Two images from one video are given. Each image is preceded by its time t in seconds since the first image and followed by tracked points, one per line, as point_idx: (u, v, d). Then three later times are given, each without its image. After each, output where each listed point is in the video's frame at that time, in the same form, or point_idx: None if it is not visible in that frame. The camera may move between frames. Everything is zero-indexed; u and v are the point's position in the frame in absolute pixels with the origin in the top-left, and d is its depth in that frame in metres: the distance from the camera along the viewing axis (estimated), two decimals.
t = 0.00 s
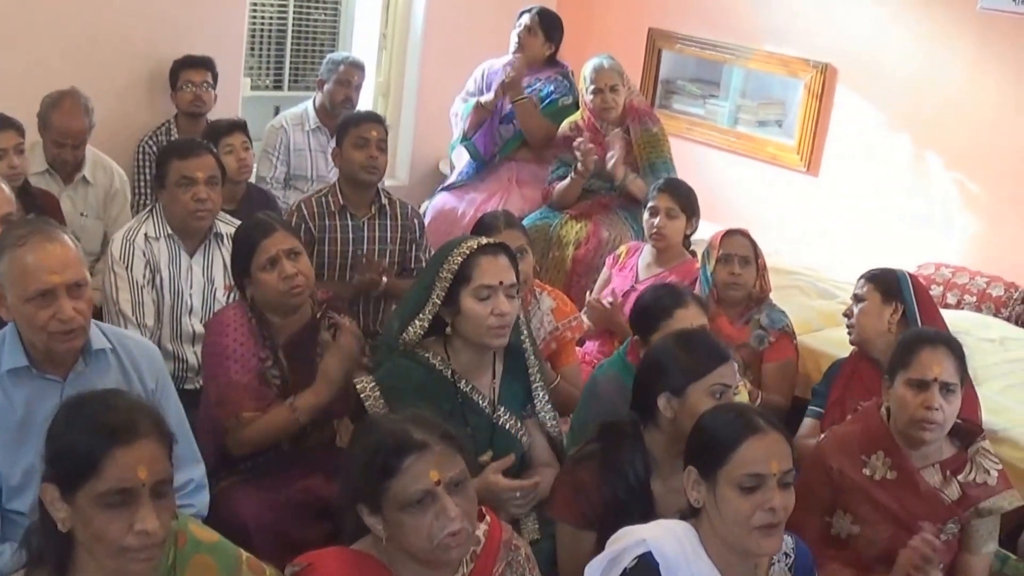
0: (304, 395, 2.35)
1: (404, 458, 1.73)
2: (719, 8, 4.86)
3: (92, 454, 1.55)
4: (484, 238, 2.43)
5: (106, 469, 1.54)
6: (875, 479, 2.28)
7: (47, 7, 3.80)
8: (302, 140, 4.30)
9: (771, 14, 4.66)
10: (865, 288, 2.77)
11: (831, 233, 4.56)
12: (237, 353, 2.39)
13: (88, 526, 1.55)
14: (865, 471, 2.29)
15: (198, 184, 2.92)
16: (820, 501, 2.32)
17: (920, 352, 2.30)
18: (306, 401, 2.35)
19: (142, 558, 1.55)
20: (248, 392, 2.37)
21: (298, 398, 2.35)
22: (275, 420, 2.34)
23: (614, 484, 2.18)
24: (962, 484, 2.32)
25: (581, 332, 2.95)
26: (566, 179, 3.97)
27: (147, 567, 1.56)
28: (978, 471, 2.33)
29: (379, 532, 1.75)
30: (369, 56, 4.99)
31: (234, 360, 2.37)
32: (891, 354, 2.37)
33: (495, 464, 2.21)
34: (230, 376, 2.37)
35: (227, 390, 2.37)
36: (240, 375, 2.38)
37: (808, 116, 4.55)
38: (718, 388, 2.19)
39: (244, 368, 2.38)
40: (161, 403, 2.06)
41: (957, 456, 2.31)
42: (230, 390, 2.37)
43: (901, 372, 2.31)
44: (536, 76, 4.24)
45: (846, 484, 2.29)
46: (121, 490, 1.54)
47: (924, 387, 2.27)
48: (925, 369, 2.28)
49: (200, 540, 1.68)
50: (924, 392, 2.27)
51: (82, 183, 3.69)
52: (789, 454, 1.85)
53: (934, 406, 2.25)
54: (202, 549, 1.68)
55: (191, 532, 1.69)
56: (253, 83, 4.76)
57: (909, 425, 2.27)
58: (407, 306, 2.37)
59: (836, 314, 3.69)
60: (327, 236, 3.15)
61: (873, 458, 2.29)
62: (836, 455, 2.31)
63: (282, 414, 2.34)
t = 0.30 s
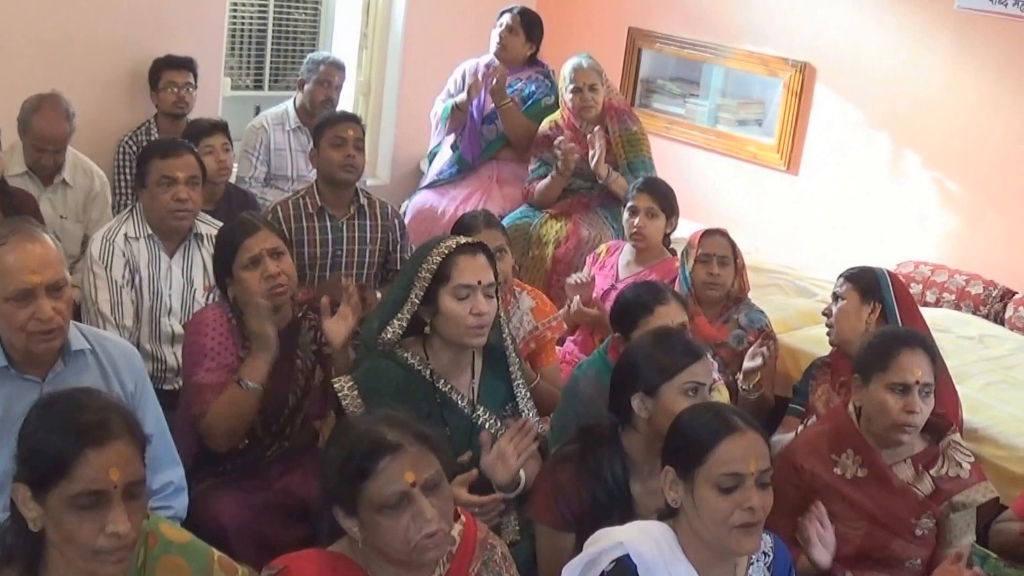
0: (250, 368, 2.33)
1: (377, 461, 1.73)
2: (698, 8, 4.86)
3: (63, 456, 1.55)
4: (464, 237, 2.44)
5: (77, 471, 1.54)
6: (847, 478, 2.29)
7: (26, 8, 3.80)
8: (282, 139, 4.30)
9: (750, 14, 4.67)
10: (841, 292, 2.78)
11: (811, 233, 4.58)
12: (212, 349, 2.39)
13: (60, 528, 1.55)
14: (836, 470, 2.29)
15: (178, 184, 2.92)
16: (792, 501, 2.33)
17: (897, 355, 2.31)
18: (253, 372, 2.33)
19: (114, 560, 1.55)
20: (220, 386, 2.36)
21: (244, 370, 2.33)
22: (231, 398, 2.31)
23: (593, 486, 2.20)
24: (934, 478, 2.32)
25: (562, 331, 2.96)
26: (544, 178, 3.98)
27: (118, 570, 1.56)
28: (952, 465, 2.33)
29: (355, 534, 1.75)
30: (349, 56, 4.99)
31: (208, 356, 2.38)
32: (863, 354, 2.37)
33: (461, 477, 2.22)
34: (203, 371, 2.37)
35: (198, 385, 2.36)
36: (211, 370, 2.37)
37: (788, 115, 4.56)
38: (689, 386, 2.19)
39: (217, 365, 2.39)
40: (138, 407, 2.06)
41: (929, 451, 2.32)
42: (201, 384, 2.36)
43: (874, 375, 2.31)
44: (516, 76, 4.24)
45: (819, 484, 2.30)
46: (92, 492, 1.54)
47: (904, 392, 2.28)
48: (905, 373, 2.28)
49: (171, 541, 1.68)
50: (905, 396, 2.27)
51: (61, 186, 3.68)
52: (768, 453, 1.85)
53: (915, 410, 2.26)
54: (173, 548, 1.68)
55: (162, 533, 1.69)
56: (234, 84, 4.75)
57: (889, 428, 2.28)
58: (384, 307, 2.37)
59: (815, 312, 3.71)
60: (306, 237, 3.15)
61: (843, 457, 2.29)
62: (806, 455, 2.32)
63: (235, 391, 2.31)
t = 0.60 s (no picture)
0: (263, 390, 2.35)
1: (356, 458, 1.73)
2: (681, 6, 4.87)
3: (45, 459, 1.54)
4: (442, 234, 2.44)
5: (58, 474, 1.54)
6: (826, 474, 2.28)
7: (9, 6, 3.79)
8: (264, 137, 4.30)
9: (733, 11, 4.67)
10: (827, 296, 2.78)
11: (792, 231, 4.59)
12: (195, 348, 2.38)
13: (40, 531, 1.54)
14: (816, 466, 2.29)
15: (153, 183, 2.92)
16: (771, 497, 2.33)
17: (906, 361, 2.28)
18: (264, 395, 2.34)
19: (96, 564, 1.54)
20: (207, 389, 2.37)
21: (256, 391, 2.34)
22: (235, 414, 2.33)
23: (572, 482, 2.19)
24: (913, 472, 2.33)
25: (542, 328, 2.98)
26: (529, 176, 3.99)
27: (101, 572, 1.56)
28: (929, 459, 2.35)
29: (330, 532, 1.75)
30: (331, 55, 4.99)
31: (191, 355, 2.37)
32: (856, 350, 2.33)
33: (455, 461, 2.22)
34: (187, 371, 2.37)
35: (186, 386, 2.36)
36: (197, 370, 2.37)
37: (770, 112, 4.56)
38: (671, 381, 2.19)
39: (201, 364, 2.38)
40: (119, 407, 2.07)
41: (908, 446, 2.33)
42: (187, 385, 2.36)
43: (872, 375, 2.28)
44: (497, 73, 4.25)
45: (798, 479, 2.29)
46: (74, 495, 1.54)
47: (910, 396, 2.26)
48: (909, 378, 2.26)
49: (153, 542, 1.67)
50: (910, 401, 2.26)
51: (44, 187, 3.68)
52: (740, 451, 1.83)
53: (920, 413, 2.26)
54: (154, 550, 1.67)
55: (144, 534, 1.68)
56: (216, 81, 4.75)
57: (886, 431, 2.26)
58: (365, 305, 2.37)
59: (796, 309, 3.72)
60: (286, 236, 3.14)
61: (822, 453, 2.29)
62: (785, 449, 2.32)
63: (242, 406, 2.33)
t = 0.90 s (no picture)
0: (223, 354, 2.37)
1: (343, 450, 1.71)
2: None
3: (21, 453, 1.54)
4: (425, 229, 2.43)
5: (34, 467, 1.54)
6: (810, 465, 2.28)
7: None
8: (247, 131, 4.29)
9: (716, 5, 4.67)
10: (835, 295, 2.74)
11: (776, 223, 4.59)
12: (180, 336, 2.40)
13: (17, 525, 1.54)
14: (799, 457, 2.29)
15: (136, 176, 2.92)
16: (755, 487, 2.34)
17: (895, 357, 2.28)
18: (227, 360, 2.37)
19: (73, 556, 1.54)
20: (183, 371, 2.37)
21: (217, 357, 2.37)
22: (199, 383, 2.34)
23: (553, 475, 2.19)
24: (896, 467, 2.34)
25: (524, 322, 2.97)
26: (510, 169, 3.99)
27: (78, 567, 1.56)
28: (913, 455, 2.35)
29: (315, 524, 1.72)
30: (315, 48, 4.98)
31: (175, 341, 2.39)
32: (840, 346, 2.33)
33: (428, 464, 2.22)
34: (168, 356, 2.39)
35: (164, 368, 2.38)
36: (178, 356, 2.39)
37: (754, 106, 4.56)
38: (657, 379, 2.20)
39: (183, 350, 2.39)
40: (100, 401, 2.06)
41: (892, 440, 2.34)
42: (165, 370, 2.37)
43: (862, 368, 2.27)
44: (478, 66, 4.25)
45: (781, 470, 2.29)
46: (49, 489, 1.54)
47: (897, 391, 2.26)
48: (898, 373, 2.26)
49: (129, 535, 1.67)
50: (897, 396, 2.26)
51: (27, 182, 3.66)
52: (716, 444, 1.82)
53: (906, 409, 2.26)
54: (131, 541, 1.67)
55: (120, 527, 1.68)
56: (199, 75, 4.74)
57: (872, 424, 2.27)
58: (348, 298, 2.36)
59: (779, 302, 3.73)
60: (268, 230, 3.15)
61: (806, 444, 2.29)
62: (770, 440, 2.32)
63: (207, 376, 2.34)
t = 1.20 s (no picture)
0: (236, 377, 2.33)
1: (321, 434, 1.71)
2: None
3: None
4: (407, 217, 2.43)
5: (3, 463, 1.53)
6: (788, 452, 2.29)
7: None
8: (232, 120, 4.28)
9: None
10: (843, 296, 2.75)
11: (762, 211, 4.59)
12: (177, 325, 2.38)
13: None
14: (777, 444, 2.30)
15: (123, 165, 2.91)
16: (735, 477, 2.34)
17: (861, 349, 2.24)
18: (239, 384, 2.33)
19: (36, 554, 1.52)
20: (180, 365, 2.38)
21: (229, 378, 2.33)
22: (203, 396, 2.32)
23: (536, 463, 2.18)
24: (872, 448, 2.35)
25: (509, 310, 2.98)
26: (498, 159, 3.99)
27: (41, 565, 1.54)
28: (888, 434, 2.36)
29: (296, 509, 1.72)
30: (300, 38, 4.97)
31: (172, 332, 2.37)
32: (811, 336, 2.31)
33: (420, 450, 2.23)
34: (166, 346, 2.38)
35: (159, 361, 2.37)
36: (176, 346, 2.38)
37: (739, 94, 4.56)
38: (642, 368, 2.21)
39: (181, 341, 2.39)
40: (81, 391, 2.05)
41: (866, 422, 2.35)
42: (163, 362, 2.37)
43: (830, 363, 2.25)
44: (461, 54, 4.24)
45: (759, 458, 2.30)
46: (16, 484, 1.53)
47: (862, 384, 2.24)
48: (863, 368, 2.23)
49: (110, 524, 1.65)
50: (862, 388, 2.24)
51: (10, 172, 3.65)
52: (695, 430, 1.81)
53: (872, 400, 2.24)
54: (112, 533, 1.65)
55: (102, 515, 1.66)
56: (183, 64, 4.72)
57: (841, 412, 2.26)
58: (330, 288, 2.35)
59: (763, 291, 3.74)
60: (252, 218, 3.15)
61: (784, 431, 2.30)
62: (746, 429, 2.33)
63: (209, 392, 2.32)
